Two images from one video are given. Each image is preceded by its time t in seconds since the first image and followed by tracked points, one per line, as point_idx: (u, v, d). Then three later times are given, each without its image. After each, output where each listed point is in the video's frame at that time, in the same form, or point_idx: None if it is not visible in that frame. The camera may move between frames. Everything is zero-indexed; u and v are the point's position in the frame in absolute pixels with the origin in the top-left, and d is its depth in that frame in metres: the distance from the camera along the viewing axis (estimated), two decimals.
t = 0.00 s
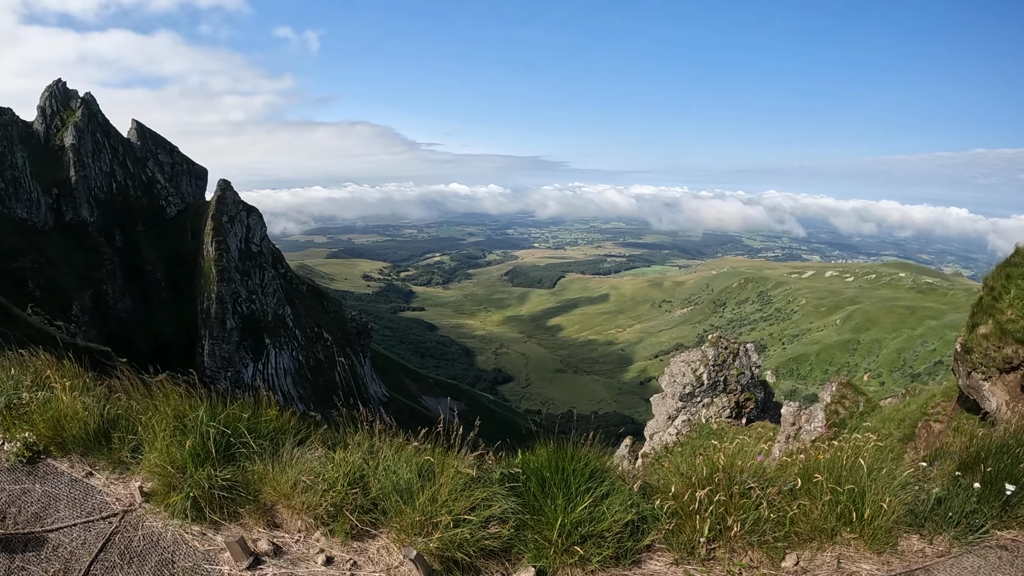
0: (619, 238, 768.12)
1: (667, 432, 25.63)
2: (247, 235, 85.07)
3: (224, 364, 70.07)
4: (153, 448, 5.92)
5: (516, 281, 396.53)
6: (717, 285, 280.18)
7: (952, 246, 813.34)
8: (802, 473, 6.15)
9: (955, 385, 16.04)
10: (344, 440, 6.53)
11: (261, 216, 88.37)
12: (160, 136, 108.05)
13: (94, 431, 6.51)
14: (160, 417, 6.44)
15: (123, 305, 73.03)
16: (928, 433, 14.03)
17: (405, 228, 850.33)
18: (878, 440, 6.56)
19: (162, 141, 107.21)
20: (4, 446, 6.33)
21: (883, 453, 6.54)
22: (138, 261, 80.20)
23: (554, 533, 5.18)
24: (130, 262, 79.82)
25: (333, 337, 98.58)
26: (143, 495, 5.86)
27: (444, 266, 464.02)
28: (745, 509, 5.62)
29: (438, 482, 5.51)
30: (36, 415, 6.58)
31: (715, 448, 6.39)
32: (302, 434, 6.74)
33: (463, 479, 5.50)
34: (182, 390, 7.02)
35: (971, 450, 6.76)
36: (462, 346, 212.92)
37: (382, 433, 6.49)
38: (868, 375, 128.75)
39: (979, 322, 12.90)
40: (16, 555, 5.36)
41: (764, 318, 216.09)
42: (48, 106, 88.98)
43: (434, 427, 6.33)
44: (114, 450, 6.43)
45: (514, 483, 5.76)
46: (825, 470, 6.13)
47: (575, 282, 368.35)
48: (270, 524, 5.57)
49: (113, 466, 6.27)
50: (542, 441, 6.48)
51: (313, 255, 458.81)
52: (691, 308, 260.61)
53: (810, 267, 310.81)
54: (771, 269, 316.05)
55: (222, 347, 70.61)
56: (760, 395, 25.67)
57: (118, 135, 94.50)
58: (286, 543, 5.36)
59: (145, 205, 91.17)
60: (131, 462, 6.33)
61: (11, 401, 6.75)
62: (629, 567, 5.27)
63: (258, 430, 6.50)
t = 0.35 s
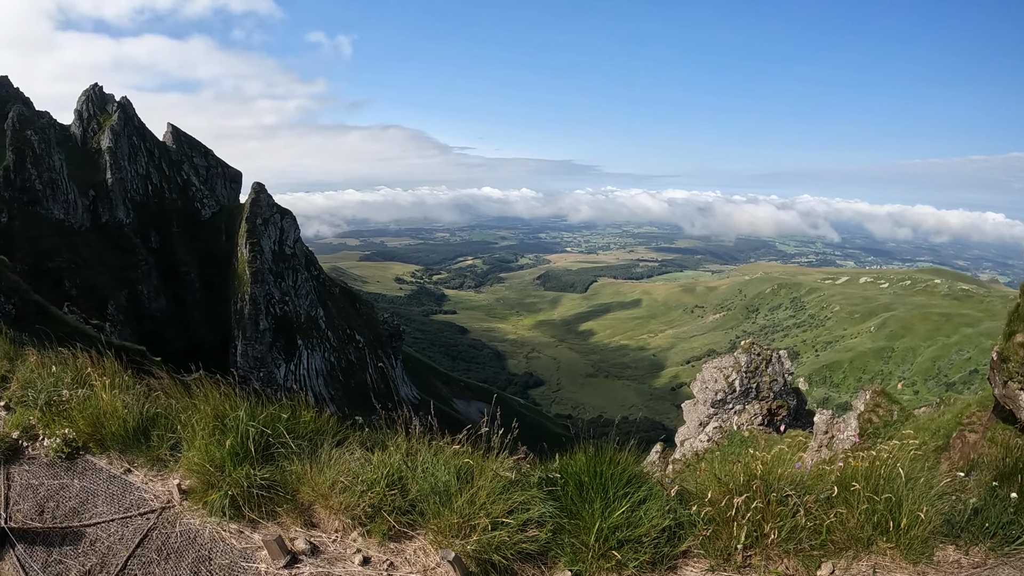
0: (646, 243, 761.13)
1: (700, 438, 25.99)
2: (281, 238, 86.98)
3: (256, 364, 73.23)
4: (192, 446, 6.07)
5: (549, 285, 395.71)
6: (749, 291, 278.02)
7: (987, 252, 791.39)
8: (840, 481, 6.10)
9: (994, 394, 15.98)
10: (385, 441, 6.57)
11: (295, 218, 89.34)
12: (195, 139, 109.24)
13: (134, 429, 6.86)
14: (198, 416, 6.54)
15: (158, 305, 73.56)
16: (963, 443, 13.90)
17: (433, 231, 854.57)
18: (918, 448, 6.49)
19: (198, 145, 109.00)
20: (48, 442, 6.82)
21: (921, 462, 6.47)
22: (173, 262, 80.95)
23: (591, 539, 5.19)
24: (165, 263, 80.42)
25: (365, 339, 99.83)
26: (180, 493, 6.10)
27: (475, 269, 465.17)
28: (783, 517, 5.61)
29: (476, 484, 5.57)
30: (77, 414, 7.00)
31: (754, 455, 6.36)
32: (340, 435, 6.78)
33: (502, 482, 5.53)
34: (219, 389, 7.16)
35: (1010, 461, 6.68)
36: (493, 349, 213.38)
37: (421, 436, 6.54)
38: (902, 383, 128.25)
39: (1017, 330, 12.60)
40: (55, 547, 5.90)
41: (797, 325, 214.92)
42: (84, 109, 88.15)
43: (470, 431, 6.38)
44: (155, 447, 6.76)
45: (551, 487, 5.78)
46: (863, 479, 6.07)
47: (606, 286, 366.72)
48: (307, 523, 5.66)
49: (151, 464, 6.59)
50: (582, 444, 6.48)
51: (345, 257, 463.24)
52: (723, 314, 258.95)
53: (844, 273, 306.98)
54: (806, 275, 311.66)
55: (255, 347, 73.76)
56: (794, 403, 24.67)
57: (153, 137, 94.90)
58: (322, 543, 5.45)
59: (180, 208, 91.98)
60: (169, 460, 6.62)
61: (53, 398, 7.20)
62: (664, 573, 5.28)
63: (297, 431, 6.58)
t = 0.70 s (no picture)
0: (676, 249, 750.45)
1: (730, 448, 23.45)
2: (316, 241, 87.80)
3: (291, 366, 72.70)
4: (231, 445, 6.16)
5: (582, 291, 393.57)
6: (784, 298, 275.97)
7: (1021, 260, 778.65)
8: (877, 490, 6.08)
9: None
10: (424, 444, 6.62)
11: (329, 222, 90.30)
12: (229, 144, 106.87)
13: (173, 427, 7.02)
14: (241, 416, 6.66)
15: (193, 307, 74.78)
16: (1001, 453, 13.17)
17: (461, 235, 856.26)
18: (958, 459, 6.44)
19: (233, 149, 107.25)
20: (88, 439, 7.07)
21: (958, 472, 6.42)
22: (209, 265, 82.12)
23: (629, 544, 5.25)
24: (201, 265, 81.66)
25: (398, 343, 99.29)
26: (219, 492, 6.29)
27: (508, 274, 465.87)
28: (821, 526, 5.66)
29: (515, 489, 5.63)
30: (117, 411, 7.21)
31: (794, 463, 6.35)
32: (379, 436, 6.84)
33: (543, 487, 5.61)
34: (258, 390, 7.23)
35: None
36: (526, 355, 213.55)
37: (457, 440, 6.61)
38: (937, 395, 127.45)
39: None
40: (94, 543, 6.00)
41: (832, 333, 214.53)
42: (122, 114, 89.08)
43: (508, 435, 6.41)
44: (195, 445, 6.90)
45: (590, 492, 5.86)
46: (900, 488, 6.06)
47: (640, 292, 363.85)
48: (346, 524, 5.76)
49: (190, 462, 6.74)
50: (622, 451, 6.50)
51: (377, 261, 467.71)
52: (757, 321, 257.38)
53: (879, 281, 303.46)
54: (840, 283, 306.40)
55: (289, 349, 73.12)
56: (829, 413, 22.40)
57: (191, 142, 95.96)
58: (361, 544, 5.57)
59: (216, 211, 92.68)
60: (210, 458, 6.75)
61: (93, 396, 7.42)
62: None
63: (338, 431, 6.63)
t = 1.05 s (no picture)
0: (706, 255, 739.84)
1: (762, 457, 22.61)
2: (349, 245, 88.63)
3: (323, 368, 74.04)
4: (268, 445, 6.27)
5: (615, 298, 389.45)
6: (819, 306, 273.20)
7: None
8: (911, 501, 6.05)
9: None
10: (461, 448, 6.66)
11: (363, 226, 91.51)
12: (265, 149, 107.42)
13: (210, 428, 7.13)
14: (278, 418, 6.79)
15: (227, 309, 75.78)
16: None
17: (490, 238, 853.89)
18: (993, 473, 6.36)
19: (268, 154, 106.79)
20: (125, 437, 7.25)
21: (995, 487, 6.29)
22: (243, 268, 83.16)
23: (664, 550, 5.26)
24: (236, 268, 82.69)
25: (430, 347, 100.11)
26: (254, 492, 6.37)
27: (542, 280, 465.35)
28: (855, 537, 5.61)
29: (550, 494, 5.69)
30: (155, 409, 7.40)
31: (826, 471, 6.35)
32: (416, 440, 6.92)
33: (578, 493, 5.68)
34: (296, 393, 7.38)
35: None
36: (559, 361, 212.67)
37: (493, 443, 6.66)
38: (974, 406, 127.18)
39: None
40: (130, 538, 6.12)
41: (867, 342, 213.41)
42: (158, 119, 89.78)
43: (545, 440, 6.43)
44: (232, 446, 7.04)
45: (626, 499, 5.89)
46: (936, 501, 5.98)
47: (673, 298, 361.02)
48: (380, 526, 5.81)
49: (227, 461, 6.85)
50: (658, 456, 6.52)
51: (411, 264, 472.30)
52: (791, 330, 255.02)
53: (915, 289, 299.18)
54: (876, 291, 300.00)
55: (321, 352, 74.27)
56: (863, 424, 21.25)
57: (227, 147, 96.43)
58: (395, 545, 5.62)
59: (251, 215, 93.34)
60: (245, 457, 6.89)
61: (131, 395, 7.65)
62: None
63: (374, 434, 6.72)
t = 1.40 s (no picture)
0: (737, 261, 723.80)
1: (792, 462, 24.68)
2: (378, 249, 89.93)
3: (352, 371, 74.21)
4: (300, 447, 6.48)
5: (644, 303, 384.58)
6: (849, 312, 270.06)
7: None
8: (942, 511, 6.01)
9: None
10: (491, 452, 6.76)
11: (392, 230, 92.72)
12: (296, 154, 111.21)
13: (243, 428, 7.38)
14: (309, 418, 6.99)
15: (257, 311, 77.90)
16: None
17: (518, 244, 847.71)
18: None
19: (299, 158, 111.20)
20: (157, 436, 7.46)
21: None
22: (274, 270, 85.32)
23: (691, 558, 5.30)
24: (266, 271, 84.99)
25: (459, 351, 99.67)
26: (286, 491, 6.51)
27: (571, 284, 462.86)
28: (883, 545, 5.59)
29: (582, 497, 5.76)
30: (187, 410, 7.65)
31: (853, 479, 6.36)
32: (447, 443, 6.99)
33: (608, 496, 5.71)
34: (326, 394, 7.57)
35: None
36: (587, 366, 211.40)
37: (523, 448, 6.75)
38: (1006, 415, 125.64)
39: None
40: (161, 537, 6.18)
41: (898, 349, 212.38)
42: (190, 124, 91.79)
43: (574, 443, 6.52)
44: (264, 446, 7.23)
45: (656, 503, 5.98)
46: (966, 511, 5.95)
47: (702, 304, 357.72)
48: (410, 527, 5.89)
49: (260, 461, 7.03)
50: (686, 464, 6.58)
51: (440, 269, 471.10)
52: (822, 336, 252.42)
53: (948, 295, 294.19)
54: (908, 297, 295.30)
55: (350, 355, 74.71)
56: (891, 431, 23.00)
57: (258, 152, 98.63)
58: (424, 547, 5.69)
59: (281, 219, 95.28)
60: (277, 458, 7.08)
61: (165, 395, 8.01)
62: None
63: (406, 436, 6.83)
